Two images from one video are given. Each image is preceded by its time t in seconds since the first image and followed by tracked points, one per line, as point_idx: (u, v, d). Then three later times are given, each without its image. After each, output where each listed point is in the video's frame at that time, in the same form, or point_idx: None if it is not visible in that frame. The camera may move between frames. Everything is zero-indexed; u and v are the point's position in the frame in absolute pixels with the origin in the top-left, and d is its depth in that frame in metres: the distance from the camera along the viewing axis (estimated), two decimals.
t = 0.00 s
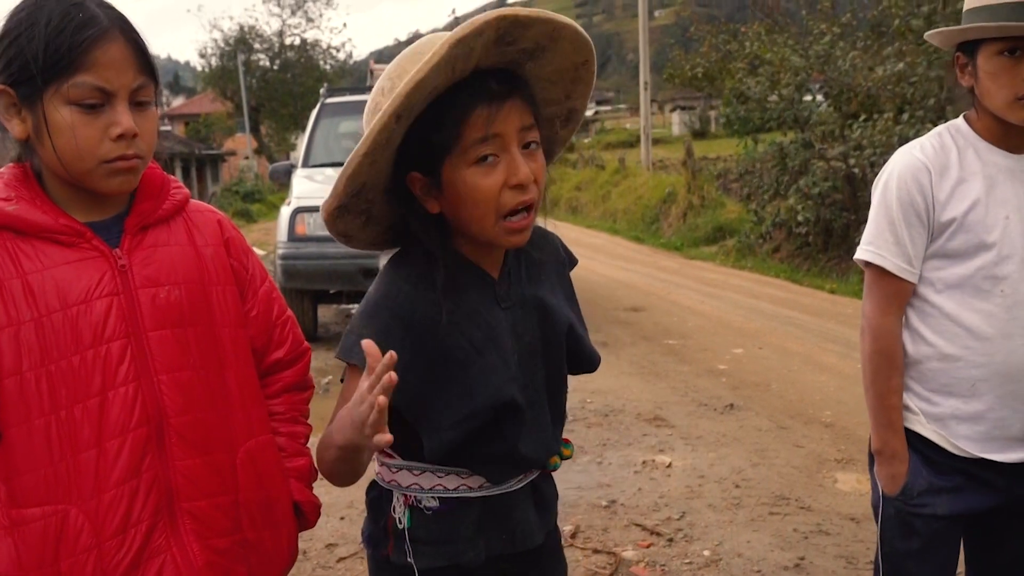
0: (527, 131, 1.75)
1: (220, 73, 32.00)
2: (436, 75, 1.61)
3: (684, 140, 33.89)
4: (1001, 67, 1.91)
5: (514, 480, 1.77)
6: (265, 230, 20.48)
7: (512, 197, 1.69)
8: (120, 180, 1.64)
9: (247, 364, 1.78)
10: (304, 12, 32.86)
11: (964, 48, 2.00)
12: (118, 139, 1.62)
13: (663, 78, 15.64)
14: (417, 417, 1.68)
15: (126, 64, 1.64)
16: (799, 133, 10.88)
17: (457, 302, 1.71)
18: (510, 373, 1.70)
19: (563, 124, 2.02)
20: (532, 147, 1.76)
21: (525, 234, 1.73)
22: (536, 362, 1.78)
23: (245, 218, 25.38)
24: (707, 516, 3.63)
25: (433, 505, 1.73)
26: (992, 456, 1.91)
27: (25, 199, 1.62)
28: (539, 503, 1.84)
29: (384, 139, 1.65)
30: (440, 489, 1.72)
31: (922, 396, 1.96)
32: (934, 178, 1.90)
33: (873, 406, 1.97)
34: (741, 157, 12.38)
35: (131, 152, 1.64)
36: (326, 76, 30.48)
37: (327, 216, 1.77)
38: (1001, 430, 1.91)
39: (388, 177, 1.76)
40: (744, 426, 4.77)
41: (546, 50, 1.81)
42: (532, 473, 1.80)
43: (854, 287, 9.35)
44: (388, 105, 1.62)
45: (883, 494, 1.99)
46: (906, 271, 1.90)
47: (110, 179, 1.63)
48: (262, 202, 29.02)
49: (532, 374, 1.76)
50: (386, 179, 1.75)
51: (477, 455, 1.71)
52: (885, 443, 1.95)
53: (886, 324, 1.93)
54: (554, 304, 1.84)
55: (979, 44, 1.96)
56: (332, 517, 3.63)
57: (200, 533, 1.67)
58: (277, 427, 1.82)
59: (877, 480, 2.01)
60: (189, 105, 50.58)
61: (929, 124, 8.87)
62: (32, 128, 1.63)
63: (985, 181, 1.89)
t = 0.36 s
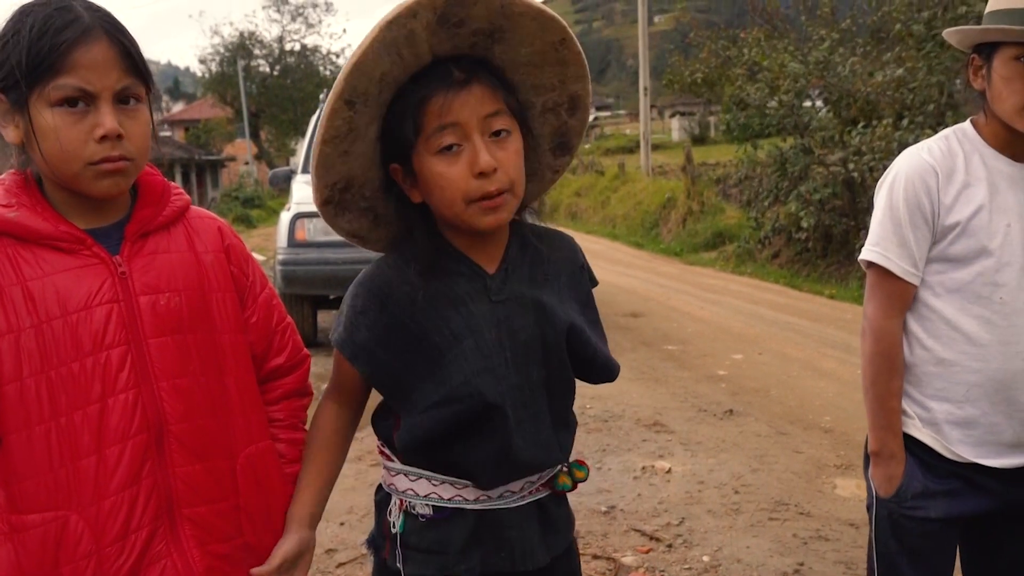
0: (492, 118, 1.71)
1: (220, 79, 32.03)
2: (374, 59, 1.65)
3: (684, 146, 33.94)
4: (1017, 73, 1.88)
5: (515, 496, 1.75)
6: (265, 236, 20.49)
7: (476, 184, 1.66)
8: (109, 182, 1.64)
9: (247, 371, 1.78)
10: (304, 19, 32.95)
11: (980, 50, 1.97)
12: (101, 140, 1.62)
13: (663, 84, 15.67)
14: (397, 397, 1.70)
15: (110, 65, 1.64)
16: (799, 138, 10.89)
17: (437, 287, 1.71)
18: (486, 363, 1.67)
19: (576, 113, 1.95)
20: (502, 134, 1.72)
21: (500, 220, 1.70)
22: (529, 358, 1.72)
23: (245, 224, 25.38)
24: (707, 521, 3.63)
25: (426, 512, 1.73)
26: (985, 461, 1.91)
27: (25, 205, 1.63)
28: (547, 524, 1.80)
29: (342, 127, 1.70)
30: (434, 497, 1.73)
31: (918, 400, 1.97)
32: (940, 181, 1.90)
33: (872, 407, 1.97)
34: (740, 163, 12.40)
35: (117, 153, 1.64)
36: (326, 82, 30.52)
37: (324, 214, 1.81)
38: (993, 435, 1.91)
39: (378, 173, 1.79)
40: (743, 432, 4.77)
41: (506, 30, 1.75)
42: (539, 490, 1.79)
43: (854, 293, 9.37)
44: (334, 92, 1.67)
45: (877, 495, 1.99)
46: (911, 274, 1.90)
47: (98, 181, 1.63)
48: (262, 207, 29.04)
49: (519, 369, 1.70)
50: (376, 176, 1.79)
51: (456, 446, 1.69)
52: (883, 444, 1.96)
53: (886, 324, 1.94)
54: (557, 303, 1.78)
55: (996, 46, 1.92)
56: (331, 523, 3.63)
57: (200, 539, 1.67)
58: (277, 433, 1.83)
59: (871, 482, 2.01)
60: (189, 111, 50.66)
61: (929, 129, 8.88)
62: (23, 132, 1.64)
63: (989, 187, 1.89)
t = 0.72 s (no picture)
0: (479, 108, 1.71)
1: (222, 77, 32.00)
2: (364, 56, 1.74)
3: (685, 145, 33.90)
4: (1004, 70, 1.91)
5: (524, 496, 1.74)
6: (266, 233, 20.47)
7: (454, 171, 1.68)
8: (106, 177, 1.64)
9: (247, 368, 1.78)
10: (305, 17, 32.94)
11: (969, 51, 2.00)
12: (96, 135, 1.61)
13: (665, 82, 15.63)
14: (409, 388, 1.72)
15: (105, 61, 1.64)
16: (801, 137, 10.85)
17: (446, 281, 1.72)
18: (486, 361, 1.67)
19: (607, 120, 1.86)
20: (492, 125, 1.71)
21: (483, 210, 1.68)
22: (534, 358, 1.71)
23: (245, 221, 25.37)
24: (709, 520, 3.63)
25: (433, 505, 1.76)
26: (989, 460, 1.91)
27: (26, 204, 1.63)
28: (557, 527, 1.78)
29: (348, 117, 1.83)
30: (443, 490, 1.74)
31: (920, 399, 1.96)
32: (936, 181, 1.89)
33: (872, 406, 1.96)
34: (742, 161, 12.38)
35: (112, 148, 1.63)
36: (327, 80, 30.50)
37: (358, 197, 1.95)
38: (997, 434, 1.91)
39: (399, 162, 1.89)
40: (745, 431, 4.76)
41: (502, 31, 1.70)
42: (552, 491, 1.77)
43: (856, 292, 9.35)
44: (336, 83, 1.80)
45: (878, 495, 1.99)
46: (909, 274, 1.90)
47: (94, 177, 1.63)
48: (263, 205, 29.03)
49: (523, 369, 1.70)
50: (396, 163, 1.90)
51: (459, 440, 1.70)
52: (884, 444, 1.95)
53: (887, 324, 1.93)
54: (571, 305, 1.76)
55: (984, 46, 1.95)
56: (332, 521, 3.63)
57: (201, 536, 1.67)
58: (277, 430, 1.83)
59: (873, 482, 2.01)
60: (190, 109, 50.64)
61: (932, 128, 8.87)
62: (21, 130, 1.64)
63: (983, 185, 1.88)
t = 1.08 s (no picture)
0: (485, 111, 1.73)
1: (222, 76, 32.00)
2: (389, 47, 1.79)
3: (686, 144, 33.88)
4: (982, 72, 1.92)
5: (531, 488, 1.74)
6: (266, 233, 20.46)
7: (452, 168, 1.72)
8: (108, 176, 1.64)
9: (245, 366, 1.78)
10: (306, 16, 32.93)
11: (948, 58, 2.02)
12: (98, 134, 1.62)
13: (666, 82, 15.62)
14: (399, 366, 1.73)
15: (107, 59, 1.64)
16: (801, 137, 10.83)
17: (457, 262, 1.76)
18: (491, 342, 1.70)
19: (620, 134, 1.89)
20: (494, 128, 1.73)
21: (476, 207, 1.73)
22: (539, 342, 1.73)
23: (246, 221, 25.38)
24: (709, 520, 3.63)
25: (443, 492, 1.77)
26: (991, 462, 1.90)
27: (23, 201, 1.62)
28: (565, 524, 1.78)
29: (375, 100, 1.90)
30: (451, 478, 1.76)
31: (922, 402, 1.96)
32: (926, 184, 1.89)
33: (870, 408, 1.96)
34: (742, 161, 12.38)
35: (114, 147, 1.64)
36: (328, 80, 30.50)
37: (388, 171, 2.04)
38: (998, 436, 1.90)
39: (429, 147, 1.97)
40: (746, 430, 4.76)
41: (517, 39, 1.72)
42: (561, 487, 1.77)
43: (857, 291, 9.35)
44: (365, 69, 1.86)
45: (880, 497, 1.99)
46: (902, 278, 1.89)
47: (95, 175, 1.63)
48: (264, 204, 29.05)
49: (528, 351, 1.72)
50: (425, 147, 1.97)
51: (460, 420, 1.71)
52: (884, 447, 1.95)
53: (881, 328, 1.93)
54: (578, 291, 1.79)
55: (960, 51, 1.97)
56: (332, 520, 3.63)
57: (199, 533, 1.67)
58: (277, 427, 1.82)
59: (875, 485, 2.00)
60: (191, 108, 50.63)
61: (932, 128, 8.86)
62: (21, 128, 1.64)
63: (975, 186, 1.88)
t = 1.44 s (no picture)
0: (519, 109, 1.73)
1: (222, 75, 31.99)
2: (435, 34, 1.80)
3: (685, 142, 33.90)
4: (959, 76, 1.93)
5: (533, 483, 1.75)
6: (265, 231, 20.47)
7: (482, 162, 1.71)
8: (121, 175, 1.65)
9: (246, 364, 1.78)
10: (306, 14, 32.92)
11: (927, 64, 2.03)
12: (115, 134, 1.63)
13: (665, 80, 15.61)
14: (410, 358, 1.76)
15: (123, 61, 1.65)
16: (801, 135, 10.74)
17: (468, 257, 1.76)
18: (499, 338, 1.70)
19: (651, 148, 1.92)
20: (526, 127, 1.73)
21: (499, 203, 1.72)
22: (547, 340, 1.74)
23: (246, 219, 25.39)
24: (708, 517, 3.63)
25: (447, 484, 1.78)
26: (994, 459, 1.90)
27: (25, 199, 1.62)
28: (567, 520, 1.78)
29: (414, 83, 1.91)
30: (456, 470, 1.77)
31: (922, 401, 1.96)
32: (913, 185, 1.90)
33: (866, 411, 1.97)
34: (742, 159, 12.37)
35: (129, 147, 1.65)
36: (327, 78, 30.50)
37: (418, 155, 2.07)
38: (999, 433, 1.90)
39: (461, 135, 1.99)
40: (745, 428, 4.76)
41: (563, 41, 1.75)
42: (564, 482, 1.77)
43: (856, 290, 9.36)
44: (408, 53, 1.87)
45: (877, 498, 2.00)
46: (893, 279, 1.90)
47: (110, 174, 1.63)
48: (263, 203, 29.06)
49: (537, 349, 1.72)
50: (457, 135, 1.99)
51: (465, 415, 1.73)
52: (880, 449, 1.96)
53: (875, 329, 1.94)
54: (589, 293, 1.80)
55: (936, 57, 1.98)
56: (333, 518, 3.63)
57: (200, 530, 1.67)
58: (277, 425, 1.83)
59: (873, 486, 2.02)
60: (190, 106, 50.58)
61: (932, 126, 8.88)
62: (33, 125, 1.63)
63: (964, 184, 1.89)
